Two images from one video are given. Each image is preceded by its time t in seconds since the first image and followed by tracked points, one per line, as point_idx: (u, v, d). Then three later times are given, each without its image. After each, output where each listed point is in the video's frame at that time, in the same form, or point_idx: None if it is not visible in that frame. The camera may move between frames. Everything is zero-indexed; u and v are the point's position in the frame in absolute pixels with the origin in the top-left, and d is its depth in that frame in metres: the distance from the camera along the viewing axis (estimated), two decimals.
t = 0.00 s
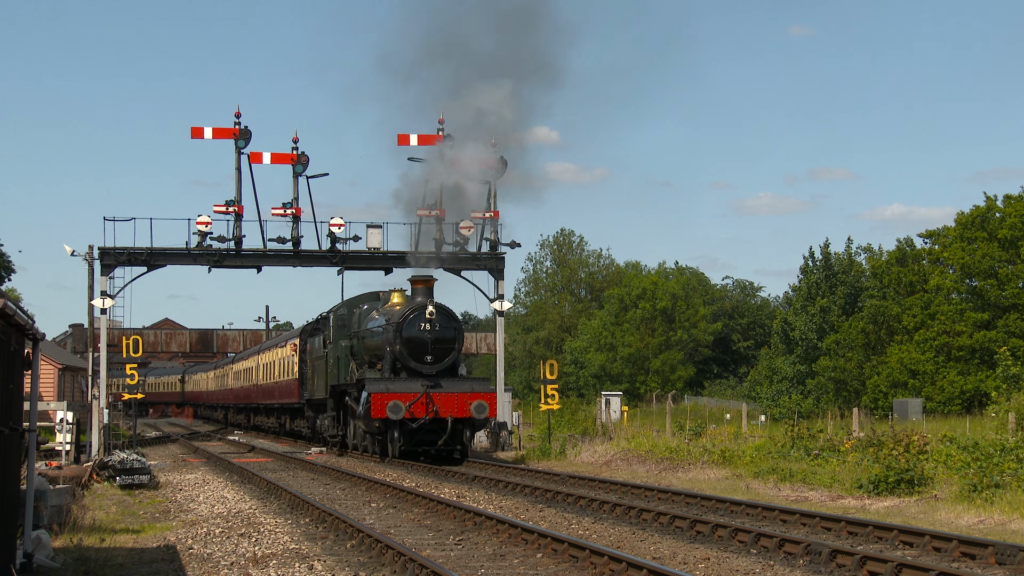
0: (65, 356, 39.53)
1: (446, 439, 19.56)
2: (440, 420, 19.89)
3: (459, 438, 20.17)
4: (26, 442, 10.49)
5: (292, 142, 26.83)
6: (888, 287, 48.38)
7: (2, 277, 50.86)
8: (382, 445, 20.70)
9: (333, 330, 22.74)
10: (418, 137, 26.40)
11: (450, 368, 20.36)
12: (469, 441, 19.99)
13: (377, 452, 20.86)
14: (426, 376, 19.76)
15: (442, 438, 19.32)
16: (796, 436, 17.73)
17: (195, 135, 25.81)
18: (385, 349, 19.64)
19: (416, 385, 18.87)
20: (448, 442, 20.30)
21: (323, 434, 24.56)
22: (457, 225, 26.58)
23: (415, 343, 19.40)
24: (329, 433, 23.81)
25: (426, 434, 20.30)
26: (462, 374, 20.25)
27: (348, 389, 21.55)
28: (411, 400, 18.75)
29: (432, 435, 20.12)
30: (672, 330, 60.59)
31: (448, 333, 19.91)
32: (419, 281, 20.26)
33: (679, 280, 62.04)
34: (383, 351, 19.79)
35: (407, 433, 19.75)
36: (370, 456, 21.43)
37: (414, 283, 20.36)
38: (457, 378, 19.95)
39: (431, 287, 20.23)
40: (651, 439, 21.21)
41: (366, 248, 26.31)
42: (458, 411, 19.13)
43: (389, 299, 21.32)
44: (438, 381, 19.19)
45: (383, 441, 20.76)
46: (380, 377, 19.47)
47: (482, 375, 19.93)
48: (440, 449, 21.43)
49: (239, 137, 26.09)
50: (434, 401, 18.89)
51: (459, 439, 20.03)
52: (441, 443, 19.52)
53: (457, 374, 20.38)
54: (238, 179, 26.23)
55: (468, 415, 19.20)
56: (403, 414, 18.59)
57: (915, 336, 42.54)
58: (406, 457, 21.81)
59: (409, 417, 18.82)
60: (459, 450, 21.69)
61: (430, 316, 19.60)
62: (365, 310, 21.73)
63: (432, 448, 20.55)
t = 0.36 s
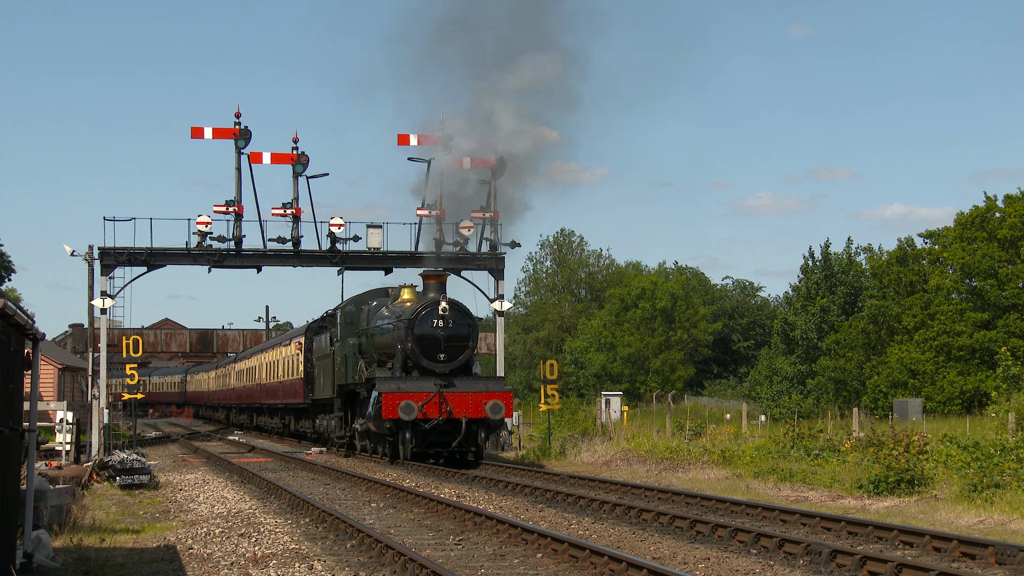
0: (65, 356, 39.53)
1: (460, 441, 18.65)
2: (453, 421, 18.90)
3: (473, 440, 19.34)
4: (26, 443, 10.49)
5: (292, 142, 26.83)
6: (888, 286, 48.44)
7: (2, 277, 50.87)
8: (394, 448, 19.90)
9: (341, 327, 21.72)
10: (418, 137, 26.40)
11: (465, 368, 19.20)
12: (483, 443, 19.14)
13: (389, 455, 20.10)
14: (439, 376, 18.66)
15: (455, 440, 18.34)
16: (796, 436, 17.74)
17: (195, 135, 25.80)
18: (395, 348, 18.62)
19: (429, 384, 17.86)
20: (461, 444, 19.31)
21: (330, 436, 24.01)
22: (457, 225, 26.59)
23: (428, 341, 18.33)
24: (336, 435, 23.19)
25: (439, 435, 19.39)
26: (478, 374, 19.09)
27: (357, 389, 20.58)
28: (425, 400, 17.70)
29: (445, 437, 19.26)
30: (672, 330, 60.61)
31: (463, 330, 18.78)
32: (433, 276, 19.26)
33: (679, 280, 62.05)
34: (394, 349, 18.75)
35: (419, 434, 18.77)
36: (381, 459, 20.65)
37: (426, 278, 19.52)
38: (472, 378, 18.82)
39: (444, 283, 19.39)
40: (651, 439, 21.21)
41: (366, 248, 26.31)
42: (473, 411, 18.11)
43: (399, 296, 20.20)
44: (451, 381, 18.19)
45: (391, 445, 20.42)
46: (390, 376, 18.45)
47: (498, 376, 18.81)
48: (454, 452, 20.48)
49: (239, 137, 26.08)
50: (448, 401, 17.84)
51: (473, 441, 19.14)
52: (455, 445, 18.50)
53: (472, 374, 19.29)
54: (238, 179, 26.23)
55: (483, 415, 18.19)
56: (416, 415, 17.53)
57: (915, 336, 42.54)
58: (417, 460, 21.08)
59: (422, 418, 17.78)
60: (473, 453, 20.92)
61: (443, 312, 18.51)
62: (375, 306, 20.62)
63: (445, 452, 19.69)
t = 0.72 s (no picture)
0: (65, 356, 39.53)
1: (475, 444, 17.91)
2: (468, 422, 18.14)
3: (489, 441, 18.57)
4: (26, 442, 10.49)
5: (292, 142, 26.83)
6: (888, 287, 48.46)
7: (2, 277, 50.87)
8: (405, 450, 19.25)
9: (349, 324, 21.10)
10: (419, 137, 26.39)
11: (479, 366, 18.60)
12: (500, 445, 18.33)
13: (400, 456, 19.48)
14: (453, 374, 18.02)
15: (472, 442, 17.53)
16: (796, 436, 17.74)
17: (195, 135, 25.80)
18: (409, 345, 17.89)
19: (443, 384, 17.20)
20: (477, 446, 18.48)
21: (337, 436, 23.56)
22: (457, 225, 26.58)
23: (442, 339, 17.68)
24: (343, 436, 22.69)
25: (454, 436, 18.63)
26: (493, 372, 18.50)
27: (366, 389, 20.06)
28: (438, 399, 17.02)
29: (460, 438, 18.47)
30: (672, 330, 60.62)
31: (478, 326, 18.16)
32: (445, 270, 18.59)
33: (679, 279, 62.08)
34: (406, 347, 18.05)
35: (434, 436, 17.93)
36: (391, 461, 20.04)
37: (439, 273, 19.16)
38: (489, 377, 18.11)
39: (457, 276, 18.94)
40: (651, 439, 21.21)
41: (366, 248, 26.31)
42: (489, 411, 17.36)
43: (410, 292, 19.60)
44: (466, 380, 17.52)
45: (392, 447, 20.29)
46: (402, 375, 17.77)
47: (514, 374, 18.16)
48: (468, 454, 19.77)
49: (239, 137, 26.09)
50: (462, 401, 17.12)
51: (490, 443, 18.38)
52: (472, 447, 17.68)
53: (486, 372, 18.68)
54: (238, 179, 26.22)
55: (499, 416, 17.41)
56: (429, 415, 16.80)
57: (915, 336, 42.55)
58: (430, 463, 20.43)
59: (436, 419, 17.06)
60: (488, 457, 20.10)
61: (457, 309, 17.87)
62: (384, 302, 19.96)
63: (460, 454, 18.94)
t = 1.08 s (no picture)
0: (65, 356, 39.54)
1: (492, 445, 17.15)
2: (484, 423, 17.45)
3: (506, 442, 17.73)
4: (26, 442, 10.49)
5: (292, 142, 26.83)
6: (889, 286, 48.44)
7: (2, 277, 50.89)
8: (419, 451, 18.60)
9: (361, 322, 20.70)
10: (419, 137, 26.40)
11: (496, 365, 18.00)
12: (517, 446, 17.54)
13: (409, 457, 19.03)
14: (468, 372, 17.40)
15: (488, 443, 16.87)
16: (796, 436, 17.74)
17: (195, 135, 25.81)
18: (421, 343, 17.34)
19: (457, 381, 16.59)
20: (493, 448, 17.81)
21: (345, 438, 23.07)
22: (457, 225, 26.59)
23: (457, 336, 17.07)
24: (351, 437, 22.10)
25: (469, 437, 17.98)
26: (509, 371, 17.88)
27: (376, 388, 19.62)
28: (453, 399, 16.41)
29: (475, 438, 17.76)
30: (672, 330, 60.61)
31: (494, 323, 17.54)
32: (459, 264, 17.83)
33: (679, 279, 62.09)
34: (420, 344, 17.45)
35: (448, 437, 17.30)
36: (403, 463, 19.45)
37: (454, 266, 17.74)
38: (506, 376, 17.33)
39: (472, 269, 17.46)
40: (651, 439, 21.20)
41: (366, 248, 26.31)
42: (506, 412, 16.72)
43: (423, 288, 19.08)
44: (482, 378, 16.84)
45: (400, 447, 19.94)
46: (415, 373, 17.17)
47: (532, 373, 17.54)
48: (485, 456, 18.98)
49: (239, 137, 26.08)
50: (478, 401, 16.51)
51: (507, 444, 17.58)
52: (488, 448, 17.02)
53: (504, 371, 18.04)
54: (238, 179, 26.23)
55: (517, 417, 16.75)
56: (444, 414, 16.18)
57: (915, 336, 42.55)
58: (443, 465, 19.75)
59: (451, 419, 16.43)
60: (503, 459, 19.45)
61: (473, 305, 17.26)
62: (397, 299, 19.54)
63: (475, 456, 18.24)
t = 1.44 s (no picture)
0: (65, 356, 39.54)
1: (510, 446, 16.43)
2: (502, 424, 16.81)
3: (525, 444, 16.98)
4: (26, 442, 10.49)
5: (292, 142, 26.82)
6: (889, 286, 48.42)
7: (2, 277, 50.89)
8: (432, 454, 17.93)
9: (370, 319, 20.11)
10: (418, 137, 26.41)
11: (513, 364, 17.39)
12: (536, 448, 16.78)
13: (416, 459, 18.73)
14: (484, 370, 16.80)
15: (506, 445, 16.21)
16: (796, 436, 17.75)
17: (195, 135, 25.80)
18: (436, 339, 16.71)
19: (474, 380, 15.98)
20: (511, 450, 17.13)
21: (352, 439, 22.63)
22: (457, 225, 26.57)
23: (473, 331, 16.43)
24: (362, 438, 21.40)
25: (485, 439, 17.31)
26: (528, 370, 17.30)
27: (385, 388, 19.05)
28: (470, 398, 15.74)
29: (492, 440, 17.07)
30: (672, 330, 60.61)
31: (512, 319, 16.93)
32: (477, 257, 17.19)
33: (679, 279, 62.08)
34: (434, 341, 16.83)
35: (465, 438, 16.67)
36: (414, 466, 18.84)
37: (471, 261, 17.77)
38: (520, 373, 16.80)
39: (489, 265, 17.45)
40: (651, 439, 21.20)
41: (366, 248, 26.30)
42: (525, 411, 16.06)
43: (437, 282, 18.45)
44: (499, 377, 16.25)
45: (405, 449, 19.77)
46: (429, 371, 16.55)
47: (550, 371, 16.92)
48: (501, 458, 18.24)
49: (239, 137, 26.08)
50: (496, 400, 15.85)
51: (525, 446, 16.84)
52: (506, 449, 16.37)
53: (521, 369, 17.46)
54: (238, 179, 26.22)
55: (537, 417, 16.09)
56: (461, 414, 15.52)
57: (915, 336, 42.55)
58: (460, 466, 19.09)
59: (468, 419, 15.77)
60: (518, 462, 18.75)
61: (490, 300, 16.63)
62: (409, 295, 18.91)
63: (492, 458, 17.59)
